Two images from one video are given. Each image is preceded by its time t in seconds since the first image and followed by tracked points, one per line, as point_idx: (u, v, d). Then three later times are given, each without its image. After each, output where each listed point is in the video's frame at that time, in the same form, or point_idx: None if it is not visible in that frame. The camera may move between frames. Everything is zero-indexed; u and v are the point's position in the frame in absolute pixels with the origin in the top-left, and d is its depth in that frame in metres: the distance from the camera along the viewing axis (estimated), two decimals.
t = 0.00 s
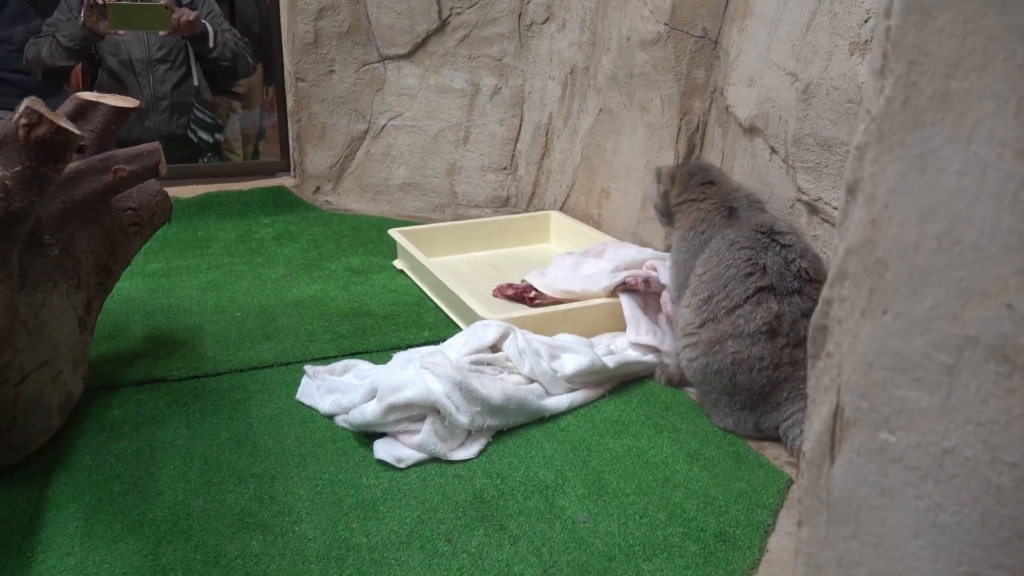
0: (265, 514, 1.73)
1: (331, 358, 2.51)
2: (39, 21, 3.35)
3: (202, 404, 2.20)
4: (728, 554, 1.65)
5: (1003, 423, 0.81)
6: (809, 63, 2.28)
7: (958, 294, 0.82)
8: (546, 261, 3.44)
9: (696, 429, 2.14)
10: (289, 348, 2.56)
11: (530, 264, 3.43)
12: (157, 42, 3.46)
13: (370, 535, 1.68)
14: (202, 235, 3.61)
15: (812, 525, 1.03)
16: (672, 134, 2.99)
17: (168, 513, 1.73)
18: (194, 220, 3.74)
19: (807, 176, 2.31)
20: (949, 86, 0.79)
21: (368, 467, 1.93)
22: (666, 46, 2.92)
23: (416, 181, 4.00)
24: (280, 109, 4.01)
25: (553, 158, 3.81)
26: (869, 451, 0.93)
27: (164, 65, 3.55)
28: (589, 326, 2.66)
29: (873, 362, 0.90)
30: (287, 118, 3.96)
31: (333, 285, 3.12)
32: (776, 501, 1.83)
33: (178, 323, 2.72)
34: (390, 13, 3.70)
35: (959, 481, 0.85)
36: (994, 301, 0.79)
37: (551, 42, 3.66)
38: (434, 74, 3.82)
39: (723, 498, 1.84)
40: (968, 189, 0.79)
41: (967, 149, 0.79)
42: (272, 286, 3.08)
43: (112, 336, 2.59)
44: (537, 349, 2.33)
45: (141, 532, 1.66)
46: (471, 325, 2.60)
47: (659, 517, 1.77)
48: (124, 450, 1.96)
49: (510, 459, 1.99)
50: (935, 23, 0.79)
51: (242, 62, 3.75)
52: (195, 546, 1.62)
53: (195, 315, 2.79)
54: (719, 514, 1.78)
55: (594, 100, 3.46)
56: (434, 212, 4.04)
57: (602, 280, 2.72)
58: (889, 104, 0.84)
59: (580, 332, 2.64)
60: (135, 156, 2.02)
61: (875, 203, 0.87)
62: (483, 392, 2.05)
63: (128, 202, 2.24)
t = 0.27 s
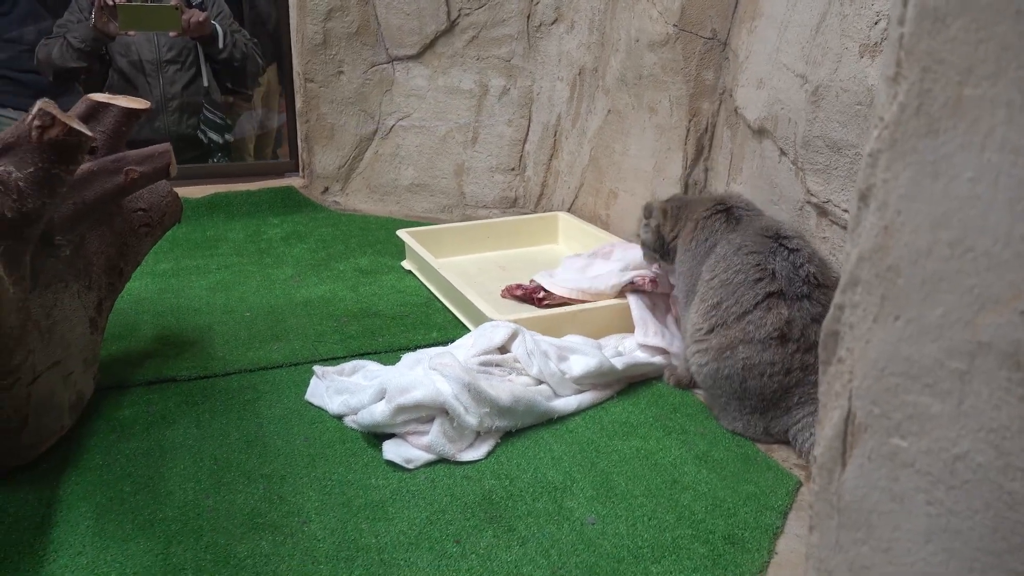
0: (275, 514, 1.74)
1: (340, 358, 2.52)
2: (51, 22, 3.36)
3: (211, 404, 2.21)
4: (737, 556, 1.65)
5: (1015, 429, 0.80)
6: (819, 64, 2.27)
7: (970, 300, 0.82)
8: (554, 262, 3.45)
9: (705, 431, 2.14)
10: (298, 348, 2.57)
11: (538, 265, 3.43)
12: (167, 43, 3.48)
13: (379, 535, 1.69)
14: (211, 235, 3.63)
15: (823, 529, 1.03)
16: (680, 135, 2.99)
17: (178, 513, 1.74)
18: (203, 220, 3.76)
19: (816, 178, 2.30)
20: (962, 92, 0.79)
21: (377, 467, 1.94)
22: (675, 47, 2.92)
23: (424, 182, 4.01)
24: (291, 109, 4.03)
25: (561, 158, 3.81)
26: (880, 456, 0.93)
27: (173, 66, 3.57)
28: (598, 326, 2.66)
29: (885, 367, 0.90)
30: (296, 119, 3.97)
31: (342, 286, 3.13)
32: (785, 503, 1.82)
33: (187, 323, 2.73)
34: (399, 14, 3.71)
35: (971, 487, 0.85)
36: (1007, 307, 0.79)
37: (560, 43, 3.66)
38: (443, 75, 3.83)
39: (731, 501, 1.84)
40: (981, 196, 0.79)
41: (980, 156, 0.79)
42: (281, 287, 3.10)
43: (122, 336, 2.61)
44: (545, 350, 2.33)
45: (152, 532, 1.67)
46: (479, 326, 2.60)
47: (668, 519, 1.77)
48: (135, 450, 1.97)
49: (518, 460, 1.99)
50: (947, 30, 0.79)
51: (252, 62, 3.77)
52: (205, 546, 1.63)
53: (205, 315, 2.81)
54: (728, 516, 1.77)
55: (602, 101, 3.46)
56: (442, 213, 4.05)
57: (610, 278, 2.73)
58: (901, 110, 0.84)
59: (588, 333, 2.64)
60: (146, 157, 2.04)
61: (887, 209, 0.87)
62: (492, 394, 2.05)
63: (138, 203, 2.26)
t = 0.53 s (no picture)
0: (279, 513, 1.74)
1: (344, 357, 2.53)
2: (55, 23, 3.35)
3: (216, 403, 2.21)
4: (743, 556, 1.64)
5: None
6: (824, 63, 2.26)
7: (978, 300, 0.81)
8: (558, 261, 3.44)
9: (709, 430, 2.14)
10: (303, 347, 2.57)
11: (542, 264, 3.43)
12: (172, 43, 3.49)
13: (384, 534, 1.69)
14: (216, 234, 3.63)
15: (830, 530, 1.03)
16: (685, 134, 2.99)
17: (184, 512, 1.74)
18: (208, 219, 3.77)
19: (822, 177, 2.29)
20: (971, 91, 0.78)
21: (381, 467, 1.94)
22: (679, 46, 2.91)
23: (428, 181, 4.01)
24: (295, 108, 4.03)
25: (566, 157, 3.81)
26: (888, 456, 0.93)
27: (178, 65, 3.58)
28: (602, 325, 2.66)
29: (892, 367, 0.90)
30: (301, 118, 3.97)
31: (346, 285, 3.13)
32: (791, 502, 1.82)
33: (192, 322, 2.74)
34: (403, 12, 3.71)
35: (980, 488, 0.85)
36: (1016, 307, 0.79)
37: (564, 41, 3.66)
38: (447, 74, 3.83)
39: (736, 500, 1.83)
40: (990, 195, 0.79)
41: (989, 154, 0.78)
42: (285, 286, 3.10)
43: (127, 335, 2.61)
44: (550, 349, 2.33)
45: (157, 531, 1.67)
46: (483, 325, 2.60)
47: (673, 518, 1.77)
48: (140, 449, 1.98)
49: (523, 459, 1.99)
50: (955, 28, 0.78)
51: (256, 61, 3.77)
52: (210, 545, 1.64)
53: (210, 314, 2.81)
54: (733, 516, 1.77)
55: (606, 100, 3.45)
56: (446, 212, 4.05)
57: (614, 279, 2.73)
58: (909, 109, 0.84)
59: (592, 332, 2.64)
60: (152, 157, 2.02)
61: (894, 209, 0.87)
62: (497, 393, 2.05)
63: (143, 202, 2.26)
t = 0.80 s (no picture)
0: (286, 515, 1.75)
1: (350, 358, 2.53)
2: (63, 22, 3.38)
3: (222, 404, 2.22)
4: (748, 558, 1.64)
5: None
6: (830, 64, 2.26)
7: (986, 305, 0.81)
8: (563, 262, 3.45)
9: (715, 431, 2.14)
10: (309, 348, 2.58)
11: (547, 265, 3.43)
12: (178, 44, 3.51)
13: (391, 536, 1.69)
14: (222, 235, 3.64)
15: (836, 534, 1.03)
16: (690, 135, 2.99)
17: (190, 513, 1.75)
18: (213, 221, 3.78)
19: (828, 178, 2.29)
20: (978, 96, 0.78)
21: (387, 468, 1.94)
22: (685, 47, 2.91)
23: (433, 182, 4.02)
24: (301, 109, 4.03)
25: (571, 158, 3.81)
26: (894, 461, 0.93)
27: (184, 66, 3.60)
28: (608, 327, 2.66)
29: (899, 372, 0.90)
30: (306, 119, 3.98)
31: (352, 286, 3.14)
32: (797, 504, 1.82)
33: (198, 323, 2.75)
34: (408, 13, 3.71)
35: (987, 493, 0.85)
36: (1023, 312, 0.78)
37: (569, 42, 3.66)
38: (452, 75, 3.83)
39: (742, 502, 1.83)
40: (997, 201, 0.79)
41: (996, 160, 0.78)
42: (291, 287, 3.11)
43: (133, 336, 2.62)
44: (555, 351, 2.33)
45: (164, 533, 1.68)
46: (489, 327, 2.60)
47: (679, 520, 1.77)
48: (147, 450, 1.99)
49: (529, 461, 1.99)
50: (962, 34, 0.78)
51: (261, 61, 3.77)
52: (217, 546, 1.64)
53: (216, 315, 2.82)
54: (738, 518, 1.77)
55: (612, 101, 3.45)
56: (451, 213, 4.06)
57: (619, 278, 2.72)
58: (916, 115, 0.84)
59: (597, 333, 2.64)
60: (158, 158, 2.06)
61: (901, 213, 0.87)
62: (502, 395, 2.06)
63: (149, 204, 2.27)
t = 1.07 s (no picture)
0: (289, 517, 1.75)
1: (354, 360, 2.53)
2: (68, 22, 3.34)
3: (226, 406, 2.22)
4: (753, 560, 1.64)
5: None
6: (835, 64, 2.25)
7: (997, 309, 0.81)
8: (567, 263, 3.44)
9: (720, 433, 2.13)
10: (313, 350, 2.58)
11: (551, 266, 3.43)
12: (179, 45, 3.52)
13: (394, 538, 1.69)
14: (226, 236, 3.65)
15: (844, 539, 1.02)
16: (694, 135, 2.98)
17: (194, 516, 1.75)
18: (217, 222, 3.78)
19: (833, 179, 2.28)
20: (988, 99, 0.78)
21: (392, 470, 1.94)
22: (689, 47, 2.90)
23: (436, 183, 4.01)
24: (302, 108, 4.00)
25: (575, 159, 3.81)
26: (903, 466, 0.92)
27: (185, 67, 3.60)
28: (612, 328, 2.65)
29: (909, 376, 0.89)
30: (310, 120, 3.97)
31: (355, 287, 3.14)
32: (802, 507, 1.81)
33: (202, 325, 2.75)
34: (412, 14, 3.71)
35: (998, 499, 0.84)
36: None
37: (573, 43, 3.66)
38: (455, 75, 3.83)
39: (748, 504, 1.83)
40: (1008, 204, 0.78)
41: (1007, 163, 0.77)
42: (294, 288, 3.11)
43: (137, 338, 2.63)
44: (560, 352, 2.33)
45: (168, 535, 1.68)
46: (493, 328, 2.60)
47: (684, 522, 1.76)
48: (151, 452, 1.99)
49: (533, 463, 1.99)
50: (973, 36, 0.77)
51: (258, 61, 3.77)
52: (221, 548, 1.64)
53: (219, 316, 2.82)
54: (743, 520, 1.76)
55: (615, 101, 3.45)
56: (454, 213, 4.06)
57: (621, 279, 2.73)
58: (925, 117, 0.83)
59: (602, 335, 2.63)
60: (162, 160, 2.05)
61: (911, 216, 0.86)
62: (506, 396, 2.05)
63: (153, 206, 2.28)
